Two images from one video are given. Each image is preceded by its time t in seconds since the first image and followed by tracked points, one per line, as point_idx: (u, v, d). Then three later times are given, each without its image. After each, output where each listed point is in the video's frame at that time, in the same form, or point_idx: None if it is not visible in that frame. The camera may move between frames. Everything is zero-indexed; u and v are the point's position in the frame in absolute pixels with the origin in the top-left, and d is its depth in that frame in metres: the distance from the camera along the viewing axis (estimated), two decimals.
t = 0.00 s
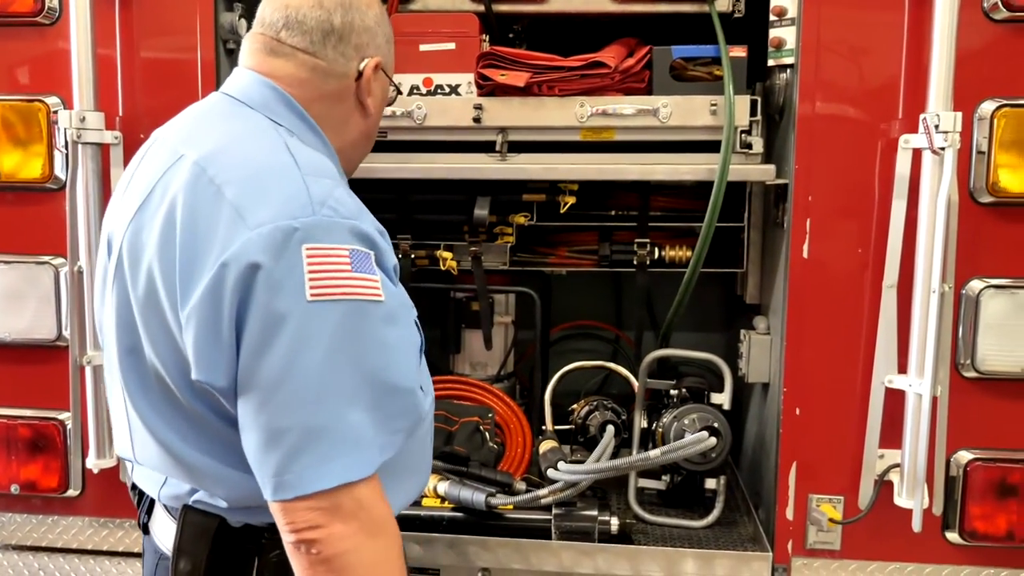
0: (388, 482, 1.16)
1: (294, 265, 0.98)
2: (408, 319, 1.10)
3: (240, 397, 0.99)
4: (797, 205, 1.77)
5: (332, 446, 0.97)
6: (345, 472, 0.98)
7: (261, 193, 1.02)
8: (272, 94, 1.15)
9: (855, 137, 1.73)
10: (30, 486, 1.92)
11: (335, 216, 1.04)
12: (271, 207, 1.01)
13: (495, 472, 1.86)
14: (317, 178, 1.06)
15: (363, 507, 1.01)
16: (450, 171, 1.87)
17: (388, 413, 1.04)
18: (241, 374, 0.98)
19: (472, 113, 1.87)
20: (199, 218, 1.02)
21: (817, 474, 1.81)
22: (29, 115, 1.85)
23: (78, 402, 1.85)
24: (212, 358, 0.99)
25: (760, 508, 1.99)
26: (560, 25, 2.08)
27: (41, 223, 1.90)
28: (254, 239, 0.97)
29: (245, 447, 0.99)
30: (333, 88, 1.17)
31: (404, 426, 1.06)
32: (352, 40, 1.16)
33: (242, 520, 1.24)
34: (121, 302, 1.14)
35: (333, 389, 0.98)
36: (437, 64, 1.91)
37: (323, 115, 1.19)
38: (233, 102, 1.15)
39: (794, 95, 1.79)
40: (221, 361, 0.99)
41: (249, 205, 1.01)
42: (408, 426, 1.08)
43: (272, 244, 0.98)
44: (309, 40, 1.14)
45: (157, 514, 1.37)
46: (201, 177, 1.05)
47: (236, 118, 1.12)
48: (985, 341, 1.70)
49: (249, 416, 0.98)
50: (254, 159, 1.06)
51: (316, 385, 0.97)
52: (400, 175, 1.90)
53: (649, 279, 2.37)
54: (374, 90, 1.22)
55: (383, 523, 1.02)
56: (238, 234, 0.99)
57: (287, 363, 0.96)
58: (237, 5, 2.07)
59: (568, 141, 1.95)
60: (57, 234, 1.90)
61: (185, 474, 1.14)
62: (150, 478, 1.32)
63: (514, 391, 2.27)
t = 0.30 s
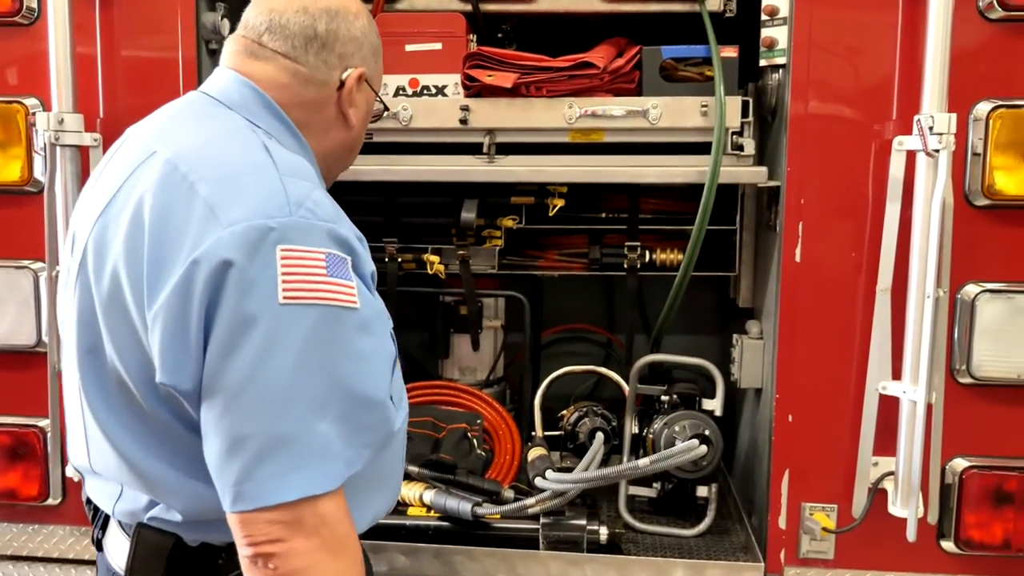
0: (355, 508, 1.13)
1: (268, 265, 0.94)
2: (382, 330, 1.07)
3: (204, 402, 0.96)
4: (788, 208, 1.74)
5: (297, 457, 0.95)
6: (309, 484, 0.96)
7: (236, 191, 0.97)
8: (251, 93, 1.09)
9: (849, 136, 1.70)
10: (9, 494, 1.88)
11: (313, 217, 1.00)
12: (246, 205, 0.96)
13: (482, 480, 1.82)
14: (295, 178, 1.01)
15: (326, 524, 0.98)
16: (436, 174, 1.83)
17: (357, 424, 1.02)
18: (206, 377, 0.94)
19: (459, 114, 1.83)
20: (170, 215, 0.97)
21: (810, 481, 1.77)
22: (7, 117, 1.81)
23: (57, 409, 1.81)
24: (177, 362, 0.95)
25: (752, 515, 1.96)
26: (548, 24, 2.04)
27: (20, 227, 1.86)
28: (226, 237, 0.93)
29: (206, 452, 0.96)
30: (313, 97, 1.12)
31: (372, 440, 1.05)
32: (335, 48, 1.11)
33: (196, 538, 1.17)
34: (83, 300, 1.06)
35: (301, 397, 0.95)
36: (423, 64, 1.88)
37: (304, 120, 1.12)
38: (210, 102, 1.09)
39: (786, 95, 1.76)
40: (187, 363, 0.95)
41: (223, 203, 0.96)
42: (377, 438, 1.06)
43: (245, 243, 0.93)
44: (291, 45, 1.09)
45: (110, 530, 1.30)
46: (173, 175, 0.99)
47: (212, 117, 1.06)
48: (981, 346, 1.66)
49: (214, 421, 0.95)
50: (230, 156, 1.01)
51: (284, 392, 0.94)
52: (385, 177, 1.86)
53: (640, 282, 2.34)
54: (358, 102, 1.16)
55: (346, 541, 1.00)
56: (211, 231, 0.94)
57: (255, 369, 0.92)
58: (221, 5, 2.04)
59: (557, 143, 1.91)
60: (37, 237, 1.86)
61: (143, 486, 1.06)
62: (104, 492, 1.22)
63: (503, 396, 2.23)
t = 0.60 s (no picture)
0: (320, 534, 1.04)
1: (222, 278, 0.87)
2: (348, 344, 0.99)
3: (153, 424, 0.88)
4: (780, 214, 1.69)
5: (255, 481, 0.87)
6: (268, 509, 0.87)
7: (187, 199, 0.90)
8: (205, 97, 1.02)
9: (843, 140, 1.65)
10: None
11: (270, 227, 0.93)
12: (198, 214, 0.89)
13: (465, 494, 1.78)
14: (251, 185, 0.94)
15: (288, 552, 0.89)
16: (418, 180, 1.78)
17: (323, 444, 0.93)
18: (155, 398, 0.86)
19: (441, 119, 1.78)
20: (116, 225, 0.90)
21: (801, 495, 1.73)
22: None
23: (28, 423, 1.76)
24: (124, 383, 0.87)
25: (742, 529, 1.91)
26: (535, 27, 1.99)
27: None
28: (175, 248, 0.86)
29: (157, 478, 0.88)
30: (274, 107, 1.05)
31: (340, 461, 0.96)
32: (298, 56, 1.04)
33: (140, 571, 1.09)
34: (25, 315, 1.01)
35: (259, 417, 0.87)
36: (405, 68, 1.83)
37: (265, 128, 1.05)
38: (165, 110, 1.02)
39: (776, 99, 1.71)
40: (134, 383, 0.87)
41: (174, 211, 0.89)
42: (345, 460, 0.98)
43: (196, 254, 0.86)
44: (251, 52, 1.02)
45: (53, 558, 1.25)
46: (122, 184, 0.92)
47: (165, 125, 0.99)
48: (977, 358, 1.61)
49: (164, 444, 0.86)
50: (183, 164, 0.94)
51: (239, 412, 0.86)
52: (365, 184, 1.81)
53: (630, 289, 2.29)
54: (321, 111, 1.10)
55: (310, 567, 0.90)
56: (159, 242, 0.87)
57: (208, 388, 0.85)
58: (198, 7, 2.00)
59: (542, 148, 1.87)
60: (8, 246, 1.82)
61: (84, 513, 1.01)
62: (47, 521, 1.17)
63: (491, 406, 2.18)
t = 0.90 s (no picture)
0: (264, 552, 1.03)
1: (159, 290, 0.85)
2: (294, 357, 0.97)
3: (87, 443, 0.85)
4: (763, 220, 1.65)
5: (192, 502, 0.84)
6: (206, 531, 0.85)
7: (124, 209, 0.89)
8: (153, 105, 1.03)
9: (830, 142, 1.60)
10: None
11: (211, 235, 0.91)
12: (134, 223, 0.88)
13: (443, 506, 1.74)
14: (192, 193, 0.93)
15: None
16: (394, 184, 1.74)
17: (266, 462, 0.91)
18: (88, 416, 0.84)
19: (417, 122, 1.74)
20: (48, 235, 0.90)
21: (786, 507, 1.68)
22: None
23: None
24: (56, 397, 0.86)
25: (727, 539, 1.87)
26: (517, 27, 1.95)
27: None
28: (109, 258, 0.85)
29: (91, 499, 0.85)
30: (222, 110, 1.05)
31: (284, 479, 0.94)
32: (246, 58, 1.05)
33: None
34: None
35: (197, 435, 0.85)
36: (382, 69, 1.80)
37: (211, 134, 1.06)
38: (107, 112, 1.03)
39: (760, 101, 1.66)
40: (67, 397, 0.86)
41: (111, 221, 0.88)
42: (291, 477, 0.96)
43: (130, 265, 0.85)
44: (197, 54, 1.03)
45: None
46: (55, 189, 0.93)
47: (106, 130, 1.00)
48: (967, 366, 1.57)
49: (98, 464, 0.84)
50: (121, 172, 0.93)
51: (176, 431, 0.83)
52: (341, 188, 1.77)
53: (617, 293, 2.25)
54: (272, 115, 1.10)
55: None
56: (94, 252, 0.86)
57: (142, 406, 0.82)
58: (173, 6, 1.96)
59: (523, 151, 1.82)
60: None
61: (15, 535, 0.99)
62: None
63: (474, 414, 2.14)
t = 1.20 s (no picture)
0: (232, 558, 1.01)
1: (126, 294, 0.83)
2: (266, 364, 0.95)
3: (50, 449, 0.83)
4: (760, 223, 1.61)
5: (156, 511, 0.82)
6: (169, 541, 0.83)
7: (93, 210, 0.87)
8: (128, 107, 1.01)
9: (827, 143, 1.57)
10: None
11: (182, 239, 0.89)
12: (103, 224, 0.85)
13: (435, 512, 1.71)
14: (164, 195, 0.91)
15: None
16: (385, 186, 1.72)
17: (234, 470, 0.89)
18: (51, 421, 0.82)
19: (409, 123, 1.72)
20: (15, 237, 0.88)
21: (784, 516, 1.65)
22: None
23: None
24: (19, 402, 0.84)
25: (725, 547, 1.83)
26: (511, 27, 1.93)
27: None
28: (76, 261, 0.82)
29: (54, 506, 0.83)
30: (198, 113, 1.03)
31: (253, 488, 0.91)
32: (223, 61, 1.04)
33: None
34: None
35: (163, 443, 0.82)
36: (373, 70, 1.79)
37: (187, 137, 1.04)
38: (80, 113, 1.01)
39: (756, 101, 1.63)
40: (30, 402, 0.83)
41: (79, 222, 0.85)
42: (261, 487, 0.93)
43: (98, 267, 0.82)
44: (173, 56, 1.01)
45: None
46: (23, 190, 0.90)
47: (77, 130, 0.98)
48: (969, 372, 1.53)
49: (61, 471, 0.81)
50: (91, 173, 0.91)
51: (141, 439, 0.81)
52: (332, 190, 1.75)
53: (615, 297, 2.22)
54: (250, 118, 1.09)
55: None
56: (62, 254, 0.83)
57: (107, 412, 0.80)
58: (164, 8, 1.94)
59: (516, 152, 1.80)
60: None
61: None
62: None
63: (469, 418, 2.11)
